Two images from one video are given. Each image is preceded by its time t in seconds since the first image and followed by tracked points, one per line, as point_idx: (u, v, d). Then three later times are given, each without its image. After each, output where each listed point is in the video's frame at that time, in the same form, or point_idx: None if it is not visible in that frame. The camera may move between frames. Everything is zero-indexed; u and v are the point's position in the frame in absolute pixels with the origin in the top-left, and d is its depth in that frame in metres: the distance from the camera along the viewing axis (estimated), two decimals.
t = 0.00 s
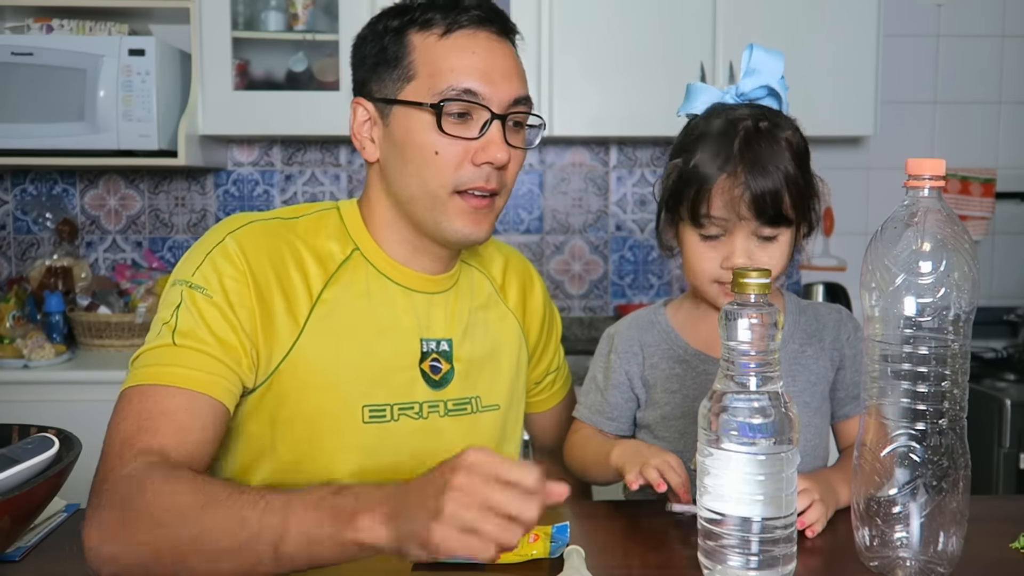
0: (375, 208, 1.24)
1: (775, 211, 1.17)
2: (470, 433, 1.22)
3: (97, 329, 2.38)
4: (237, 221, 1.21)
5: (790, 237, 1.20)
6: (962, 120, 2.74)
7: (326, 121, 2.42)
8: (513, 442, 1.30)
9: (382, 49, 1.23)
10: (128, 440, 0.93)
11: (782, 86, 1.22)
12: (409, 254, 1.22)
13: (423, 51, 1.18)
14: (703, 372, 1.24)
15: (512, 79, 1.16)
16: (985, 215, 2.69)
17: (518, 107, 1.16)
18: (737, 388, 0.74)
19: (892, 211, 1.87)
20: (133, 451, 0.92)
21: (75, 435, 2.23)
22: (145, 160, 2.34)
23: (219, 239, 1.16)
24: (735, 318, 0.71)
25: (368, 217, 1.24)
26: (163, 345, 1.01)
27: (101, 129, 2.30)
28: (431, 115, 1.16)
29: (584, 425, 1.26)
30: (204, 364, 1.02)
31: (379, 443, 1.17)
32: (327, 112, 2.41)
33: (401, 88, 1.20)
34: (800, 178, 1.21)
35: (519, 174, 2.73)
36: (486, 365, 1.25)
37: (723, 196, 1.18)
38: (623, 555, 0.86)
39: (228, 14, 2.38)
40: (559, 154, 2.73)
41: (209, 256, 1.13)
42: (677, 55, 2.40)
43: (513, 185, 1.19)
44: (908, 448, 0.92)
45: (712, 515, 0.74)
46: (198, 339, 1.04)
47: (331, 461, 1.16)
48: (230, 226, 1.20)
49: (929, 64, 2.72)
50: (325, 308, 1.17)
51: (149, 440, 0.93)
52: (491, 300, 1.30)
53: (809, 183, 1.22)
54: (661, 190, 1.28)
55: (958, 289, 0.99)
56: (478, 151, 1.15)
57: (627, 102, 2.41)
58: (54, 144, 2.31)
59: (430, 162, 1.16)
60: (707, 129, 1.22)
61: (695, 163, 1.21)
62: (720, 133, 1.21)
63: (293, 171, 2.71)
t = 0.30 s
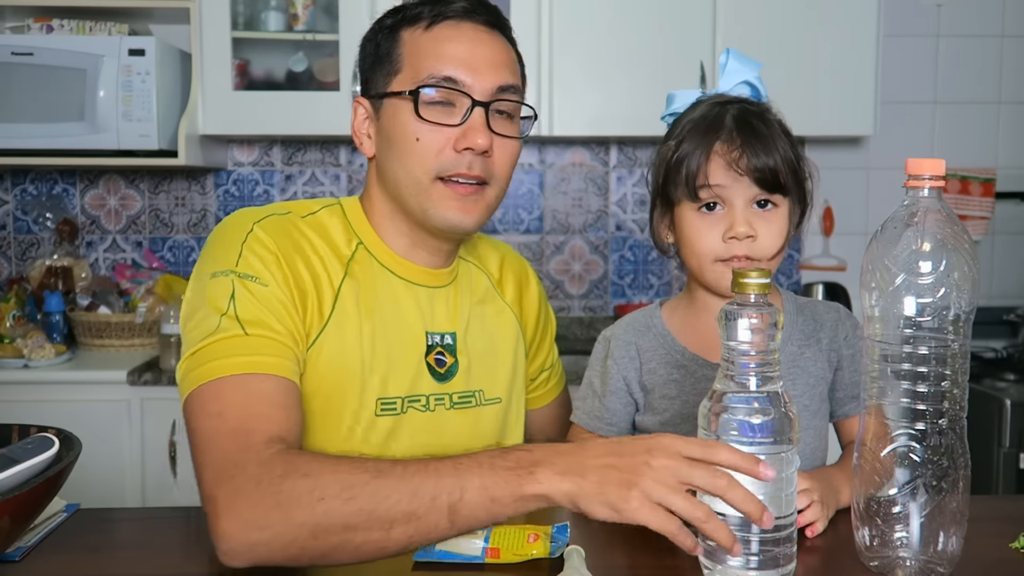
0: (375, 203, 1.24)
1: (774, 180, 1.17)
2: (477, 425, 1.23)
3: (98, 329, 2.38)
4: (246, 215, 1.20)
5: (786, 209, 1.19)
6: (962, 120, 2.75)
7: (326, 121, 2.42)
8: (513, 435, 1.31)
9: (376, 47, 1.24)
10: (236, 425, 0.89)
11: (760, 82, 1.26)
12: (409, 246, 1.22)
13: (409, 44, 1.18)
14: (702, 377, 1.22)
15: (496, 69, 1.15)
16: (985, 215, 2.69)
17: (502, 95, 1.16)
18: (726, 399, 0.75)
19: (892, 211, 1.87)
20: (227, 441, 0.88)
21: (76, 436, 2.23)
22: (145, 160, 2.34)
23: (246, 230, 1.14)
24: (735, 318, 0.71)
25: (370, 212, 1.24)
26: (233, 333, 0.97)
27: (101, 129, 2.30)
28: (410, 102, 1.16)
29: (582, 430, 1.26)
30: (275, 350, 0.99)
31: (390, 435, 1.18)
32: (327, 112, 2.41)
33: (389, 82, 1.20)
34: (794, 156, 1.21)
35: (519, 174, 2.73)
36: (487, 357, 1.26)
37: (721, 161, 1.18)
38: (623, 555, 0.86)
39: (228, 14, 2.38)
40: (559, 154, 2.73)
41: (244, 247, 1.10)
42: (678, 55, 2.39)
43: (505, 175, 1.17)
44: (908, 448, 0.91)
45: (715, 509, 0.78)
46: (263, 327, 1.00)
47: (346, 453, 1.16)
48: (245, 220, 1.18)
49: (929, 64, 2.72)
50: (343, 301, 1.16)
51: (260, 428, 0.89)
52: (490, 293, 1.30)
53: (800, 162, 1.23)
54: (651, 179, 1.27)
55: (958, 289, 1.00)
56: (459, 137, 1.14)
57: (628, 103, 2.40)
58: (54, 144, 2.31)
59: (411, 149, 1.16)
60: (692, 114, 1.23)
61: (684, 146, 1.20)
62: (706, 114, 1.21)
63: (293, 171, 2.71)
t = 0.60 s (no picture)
0: (393, 206, 1.26)
1: (774, 172, 1.17)
2: (480, 432, 1.22)
3: (98, 329, 2.38)
4: (263, 215, 1.22)
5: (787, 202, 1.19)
6: (962, 120, 2.75)
7: (326, 121, 2.42)
8: (519, 444, 1.29)
9: (403, 57, 1.28)
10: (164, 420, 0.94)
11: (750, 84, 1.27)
12: (427, 251, 1.23)
13: (431, 52, 1.22)
14: (703, 380, 1.21)
15: (513, 75, 1.18)
16: (985, 215, 2.69)
17: (519, 101, 1.19)
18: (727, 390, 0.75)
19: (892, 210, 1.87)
20: (158, 435, 0.93)
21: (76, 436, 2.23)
22: (145, 160, 2.34)
23: (253, 230, 1.17)
24: (735, 318, 0.71)
25: (388, 216, 1.26)
26: (195, 334, 1.01)
27: (101, 129, 2.30)
28: (427, 104, 1.19)
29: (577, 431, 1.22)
30: (232, 355, 1.01)
31: (393, 438, 1.17)
32: (327, 112, 2.41)
33: (411, 87, 1.24)
34: (794, 153, 1.21)
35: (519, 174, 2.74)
36: (495, 364, 1.25)
37: (720, 155, 1.18)
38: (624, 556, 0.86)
39: (228, 14, 2.38)
40: (559, 154, 2.73)
41: (242, 247, 1.13)
42: (678, 56, 2.40)
43: (520, 181, 1.19)
44: (907, 448, 0.92)
45: (713, 515, 0.74)
46: (228, 330, 1.03)
47: (345, 454, 1.16)
48: (258, 220, 1.21)
49: (929, 64, 2.72)
50: (348, 302, 1.17)
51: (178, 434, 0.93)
52: (500, 302, 1.30)
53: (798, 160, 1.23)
54: (652, 179, 1.27)
55: (958, 289, 1.00)
56: (473, 140, 1.17)
57: (628, 102, 2.40)
58: (54, 144, 2.31)
59: (426, 150, 1.19)
60: (691, 112, 1.23)
61: (683, 142, 1.21)
62: (702, 113, 1.22)
63: (293, 171, 2.71)
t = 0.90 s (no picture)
0: (394, 204, 1.26)
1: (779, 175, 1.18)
2: (481, 431, 1.21)
3: (98, 329, 2.38)
4: (257, 218, 1.24)
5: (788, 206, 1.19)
6: (962, 120, 2.75)
7: (326, 121, 2.42)
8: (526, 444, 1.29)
9: (403, 53, 1.28)
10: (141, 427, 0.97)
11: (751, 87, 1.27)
12: (425, 250, 1.23)
13: (430, 47, 1.23)
14: (702, 381, 1.21)
15: (512, 71, 1.18)
16: (985, 215, 2.70)
17: (519, 96, 1.19)
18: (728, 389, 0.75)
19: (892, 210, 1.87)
20: (137, 442, 0.96)
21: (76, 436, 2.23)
22: (145, 160, 2.34)
23: (242, 235, 1.18)
24: (735, 318, 0.71)
25: (388, 215, 1.26)
26: (174, 339, 1.04)
27: (101, 129, 2.30)
28: (426, 100, 1.20)
29: (571, 433, 1.21)
30: (210, 360, 1.03)
31: (390, 438, 1.17)
32: (327, 112, 2.41)
33: (411, 84, 1.24)
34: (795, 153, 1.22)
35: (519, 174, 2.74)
36: (498, 362, 1.24)
37: (729, 157, 1.17)
38: (623, 557, 0.86)
39: (228, 14, 2.38)
40: (559, 153, 2.73)
41: (229, 252, 1.15)
42: (678, 56, 2.40)
43: (519, 176, 1.19)
44: (907, 448, 0.91)
45: (713, 515, 0.74)
46: (208, 335, 1.05)
47: (345, 455, 1.16)
48: (251, 223, 1.22)
49: (929, 64, 2.72)
50: (341, 301, 1.17)
51: (153, 443, 0.96)
52: (506, 299, 1.29)
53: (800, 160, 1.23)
54: (653, 177, 1.26)
55: (958, 289, 1.00)
56: (472, 135, 1.17)
57: (628, 103, 2.40)
58: (54, 144, 2.31)
59: (425, 145, 1.19)
60: (697, 109, 1.23)
61: (691, 137, 1.20)
62: (707, 110, 1.22)
63: (293, 171, 2.71)
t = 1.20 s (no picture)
0: (386, 201, 1.26)
1: (761, 172, 1.17)
2: (481, 424, 1.21)
3: (98, 329, 2.38)
4: (249, 220, 1.24)
5: (775, 203, 1.19)
6: (962, 119, 2.75)
7: (326, 121, 2.42)
8: (527, 439, 1.29)
9: (390, 48, 1.28)
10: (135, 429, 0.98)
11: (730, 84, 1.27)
12: (418, 245, 1.23)
13: (416, 42, 1.23)
14: (699, 385, 1.21)
15: (500, 65, 1.19)
16: (985, 215, 2.70)
17: (508, 89, 1.19)
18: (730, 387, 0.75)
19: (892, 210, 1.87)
20: (132, 445, 0.96)
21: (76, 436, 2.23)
22: (145, 160, 2.34)
23: (235, 237, 1.18)
24: (735, 318, 0.71)
25: (380, 213, 1.26)
26: (169, 342, 1.04)
27: (101, 129, 2.30)
28: (413, 97, 1.20)
29: (569, 443, 1.21)
30: (205, 363, 1.04)
31: (390, 434, 1.17)
32: (328, 112, 2.41)
33: (399, 79, 1.24)
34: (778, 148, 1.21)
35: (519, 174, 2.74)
36: (495, 356, 1.24)
37: (708, 160, 1.17)
38: (626, 557, 0.86)
39: (228, 14, 2.38)
40: (559, 154, 2.73)
41: (221, 254, 1.15)
42: (678, 56, 2.40)
43: (509, 171, 1.19)
44: (907, 448, 0.91)
45: (713, 515, 0.74)
46: (203, 337, 1.06)
47: (346, 452, 1.16)
48: (243, 225, 1.22)
49: (929, 64, 2.72)
50: (336, 300, 1.17)
51: (146, 447, 0.96)
52: (503, 291, 1.30)
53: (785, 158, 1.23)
54: (637, 183, 1.26)
55: (958, 289, 1.00)
56: (461, 131, 1.17)
57: (628, 103, 2.40)
58: (54, 144, 2.31)
59: (415, 143, 1.20)
60: (673, 111, 1.23)
61: (670, 139, 1.20)
62: (687, 112, 1.22)
63: (293, 171, 2.71)
